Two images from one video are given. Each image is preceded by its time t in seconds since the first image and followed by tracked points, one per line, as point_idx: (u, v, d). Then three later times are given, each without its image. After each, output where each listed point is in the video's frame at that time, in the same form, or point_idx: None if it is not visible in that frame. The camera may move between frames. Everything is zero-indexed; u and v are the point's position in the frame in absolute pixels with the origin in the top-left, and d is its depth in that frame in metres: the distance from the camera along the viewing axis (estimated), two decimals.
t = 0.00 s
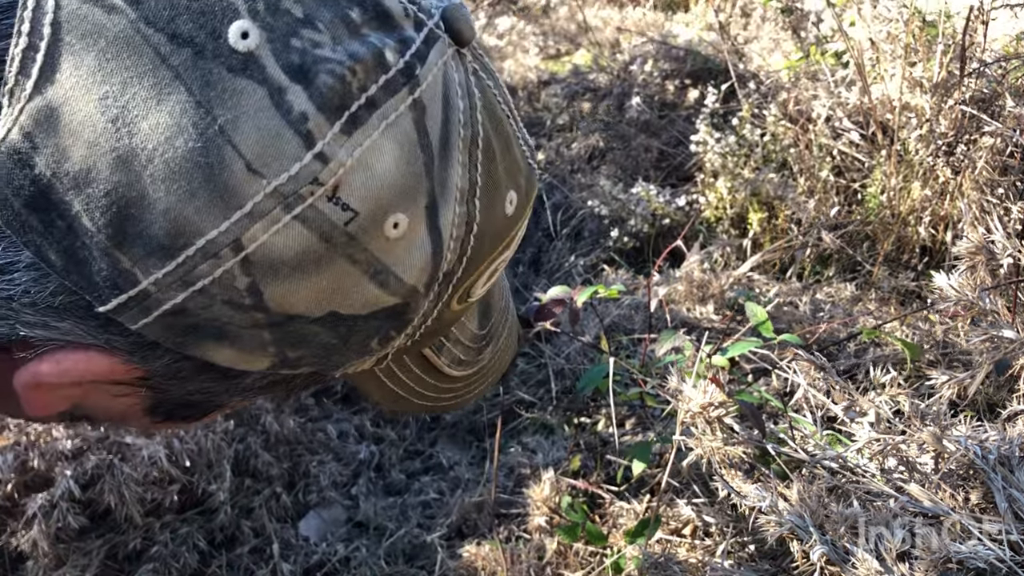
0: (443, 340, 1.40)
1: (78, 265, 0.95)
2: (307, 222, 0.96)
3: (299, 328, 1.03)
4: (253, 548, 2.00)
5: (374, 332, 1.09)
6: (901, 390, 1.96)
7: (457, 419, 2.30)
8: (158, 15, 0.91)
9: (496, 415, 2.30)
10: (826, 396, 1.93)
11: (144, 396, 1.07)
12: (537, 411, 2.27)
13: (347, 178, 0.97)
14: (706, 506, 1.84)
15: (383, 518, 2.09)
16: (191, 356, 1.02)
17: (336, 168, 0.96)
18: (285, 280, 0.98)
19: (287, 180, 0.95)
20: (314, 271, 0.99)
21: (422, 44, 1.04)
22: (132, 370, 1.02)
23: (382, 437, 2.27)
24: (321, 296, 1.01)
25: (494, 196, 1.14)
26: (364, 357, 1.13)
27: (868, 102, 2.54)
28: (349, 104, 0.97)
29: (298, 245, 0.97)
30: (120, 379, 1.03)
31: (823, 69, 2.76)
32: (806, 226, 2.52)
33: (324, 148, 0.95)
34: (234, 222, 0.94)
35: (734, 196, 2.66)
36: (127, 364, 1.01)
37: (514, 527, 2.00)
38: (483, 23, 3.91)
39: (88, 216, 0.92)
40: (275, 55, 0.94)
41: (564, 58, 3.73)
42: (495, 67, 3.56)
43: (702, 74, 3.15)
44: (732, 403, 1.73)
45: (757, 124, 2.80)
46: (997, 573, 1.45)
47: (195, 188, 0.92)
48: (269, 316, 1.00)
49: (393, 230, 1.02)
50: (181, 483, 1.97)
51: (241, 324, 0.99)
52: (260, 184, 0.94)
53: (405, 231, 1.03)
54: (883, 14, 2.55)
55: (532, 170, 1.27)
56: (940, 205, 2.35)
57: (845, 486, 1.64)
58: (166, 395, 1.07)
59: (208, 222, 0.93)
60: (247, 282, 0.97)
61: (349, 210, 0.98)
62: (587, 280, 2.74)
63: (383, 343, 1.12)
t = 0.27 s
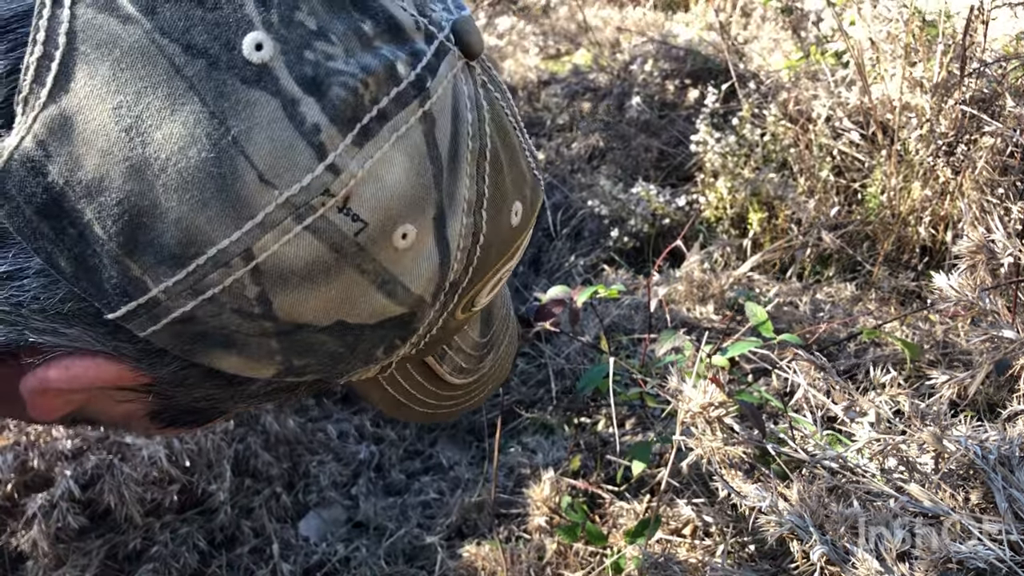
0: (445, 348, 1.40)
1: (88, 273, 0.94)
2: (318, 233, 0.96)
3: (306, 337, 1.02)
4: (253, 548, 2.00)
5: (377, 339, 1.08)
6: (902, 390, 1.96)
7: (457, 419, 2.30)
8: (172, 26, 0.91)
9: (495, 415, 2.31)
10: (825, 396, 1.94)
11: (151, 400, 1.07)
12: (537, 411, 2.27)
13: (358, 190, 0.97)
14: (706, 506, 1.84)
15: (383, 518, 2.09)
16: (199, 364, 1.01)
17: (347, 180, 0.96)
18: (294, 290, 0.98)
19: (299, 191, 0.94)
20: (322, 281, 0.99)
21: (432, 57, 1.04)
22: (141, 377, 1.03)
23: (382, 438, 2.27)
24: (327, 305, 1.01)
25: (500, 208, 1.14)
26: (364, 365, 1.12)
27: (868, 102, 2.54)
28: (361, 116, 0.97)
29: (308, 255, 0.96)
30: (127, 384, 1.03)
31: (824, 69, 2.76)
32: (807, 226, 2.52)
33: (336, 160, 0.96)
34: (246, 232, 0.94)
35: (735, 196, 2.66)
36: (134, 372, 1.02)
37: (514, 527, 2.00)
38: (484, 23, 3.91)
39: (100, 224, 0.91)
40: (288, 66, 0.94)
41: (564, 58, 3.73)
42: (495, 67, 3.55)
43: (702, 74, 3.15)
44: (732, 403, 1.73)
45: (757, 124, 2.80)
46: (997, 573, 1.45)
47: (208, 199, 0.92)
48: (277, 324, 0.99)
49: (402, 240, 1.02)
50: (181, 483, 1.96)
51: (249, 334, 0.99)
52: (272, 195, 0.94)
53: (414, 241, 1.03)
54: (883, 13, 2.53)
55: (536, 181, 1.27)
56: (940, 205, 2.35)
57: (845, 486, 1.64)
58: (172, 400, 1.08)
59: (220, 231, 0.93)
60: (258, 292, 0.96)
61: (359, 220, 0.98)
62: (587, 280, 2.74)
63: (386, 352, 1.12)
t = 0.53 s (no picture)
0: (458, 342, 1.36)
1: (113, 277, 0.90)
2: (345, 237, 0.93)
3: (329, 339, 0.98)
4: (253, 548, 2.00)
5: (398, 338, 1.05)
6: (902, 390, 1.96)
7: (457, 419, 2.30)
8: (201, 31, 0.87)
9: (496, 414, 2.30)
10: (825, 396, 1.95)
11: (172, 403, 1.02)
12: (537, 411, 2.26)
13: (384, 194, 0.94)
14: (707, 506, 1.84)
15: (383, 518, 2.09)
16: (219, 364, 0.97)
17: (375, 185, 0.93)
18: (320, 292, 0.94)
19: (328, 197, 0.91)
20: (349, 283, 0.95)
21: (456, 61, 1.01)
22: (161, 379, 0.98)
23: (382, 438, 2.26)
24: (352, 306, 0.97)
25: (519, 208, 1.12)
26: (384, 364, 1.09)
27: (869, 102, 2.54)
28: (388, 121, 0.93)
29: (335, 259, 0.93)
30: (149, 385, 0.98)
31: (824, 69, 2.76)
32: (806, 226, 2.52)
33: (364, 165, 0.92)
34: (274, 237, 0.90)
35: (735, 196, 2.66)
36: (157, 373, 0.97)
37: (515, 527, 2.00)
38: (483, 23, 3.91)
39: (126, 230, 0.87)
40: (317, 72, 0.90)
41: (564, 57, 3.73)
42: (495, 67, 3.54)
43: (702, 74, 3.16)
44: (731, 404, 1.74)
45: (757, 124, 2.79)
46: (997, 573, 1.45)
47: (237, 204, 0.88)
48: (300, 327, 0.95)
49: (425, 243, 0.99)
50: (181, 483, 1.96)
51: (272, 334, 0.95)
52: (301, 201, 0.90)
53: (437, 243, 1.00)
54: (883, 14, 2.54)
55: (549, 179, 1.25)
56: (940, 205, 2.36)
57: (845, 486, 1.64)
58: (190, 401, 1.03)
59: (248, 236, 0.89)
60: (284, 295, 0.93)
61: (386, 223, 0.95)
62: (587, 280, 2.73)
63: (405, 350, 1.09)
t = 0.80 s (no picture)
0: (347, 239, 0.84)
1: None
2: (175, 94, 0.67)
3: (181, 221, 0.73)
4: (253, 548, 2.00)
5: (273, 233, 0.77)
6: (901, 390, 1.96)
7: (457, 420, 2.31)
8: None
9: (496, 414, 2.30)
10: (824, 396, 1.97)
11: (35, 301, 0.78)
12: (537, 411, 2.26)
13: (217, 46, 0.67)
14: (707, 506, 1.85)
15: (384, 518, 2.09)
16: (64, 251, 0.72)
17: (204, 37, 0.67)
18: (158, 157, 0.69)
19: (151, 49, 0.66)
20: (182, 151, 0.69)
21: None
22: (1, 267, 0.73)
23: (382, 438, 2.27)
24: (197, 183, 0.71)
25: (395, 71, 0.78)
26: (269, 272, 0.81)
27: (869, 103, 2.54)
28: None
29: (165, 120, 0.67)
30: None
31: (824, 69, 2.76)
32: (806, 225, 2.53)
33: (190, 14, 0.67)
34: (94, 94, 0.65)
35: (734, 196, 2.66)
36: None
37: (515, 527, 2.00)
38: (483, 23, 3.91)
39: None
40: None
41: (564, 58, 3.73)
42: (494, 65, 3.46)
43: (701, 74, 3.16)
44: (731, 403, 1.74)
45: (756, 125, 2.80)
46: (997, 573, 1.45)
47: (45, 57, 0.65)
48: (142, 203, 0.71)
49: (273, 105, 0.70)
50: (181, 483, 1.96)
51: (112, 213, 0.71)
52: (122, 57, 0.65)
53: (290, 108, 0.71)
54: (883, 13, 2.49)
55: (427, 52, 0.90)
56: (940, 205, 2.37)
57: (845, 486, 1.64)
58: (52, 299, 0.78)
59: (65, 95, 0.65)
60: (118, 162, 0.68)
61: (221, 79, 0.68)
62: (587, 279, 2.72)
63: (291, 251, 0.80)
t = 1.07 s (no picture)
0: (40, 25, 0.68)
1: None
2: None
3: None
4: (255, 546, 2.01)
5: None
6: (899, 389, 1.97)
7: (457, 418, 2.34)
8: None
9: (497, 413, 2.32)
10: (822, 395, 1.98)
11: None
12: (537, 410, 2.28)
13: None
14: (706, 504, 1.87)
15: (384, 516, 2.11)
16: None
17: None
18: None
19: None
20: None
21: None
22: None
23: (383, 437, 2.29)
24: None
25: None
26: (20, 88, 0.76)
27: (867, 104, 2.58)
28: None
29: None
30: None
31: (822, 71, 2.80)
32: (804, 226, 2.53)
33: None
34: None
35: (733, 196, 2.67)
36: None
37: (515, 525, 2.01)
38: (483, 23, 3.91)
39: None
40: None
41: (563, 59, 3.74)
42: (495, 68, 3.52)
43: (701, 76, 3.12)
44: (730, 402, 1.74)
45: (755, 126, 2.81)
46: (995, 572, 1.44)
47: None
48: None
49: None
50: (183, 481, 1.97)
51: None
52: None
53: None
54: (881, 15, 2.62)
55: None
56: (937, 206, 2.37)
57: (842, 484, 1.67)
58: None
59: None
60: None
61: None
62: (587, 279, 2.74)
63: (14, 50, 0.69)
